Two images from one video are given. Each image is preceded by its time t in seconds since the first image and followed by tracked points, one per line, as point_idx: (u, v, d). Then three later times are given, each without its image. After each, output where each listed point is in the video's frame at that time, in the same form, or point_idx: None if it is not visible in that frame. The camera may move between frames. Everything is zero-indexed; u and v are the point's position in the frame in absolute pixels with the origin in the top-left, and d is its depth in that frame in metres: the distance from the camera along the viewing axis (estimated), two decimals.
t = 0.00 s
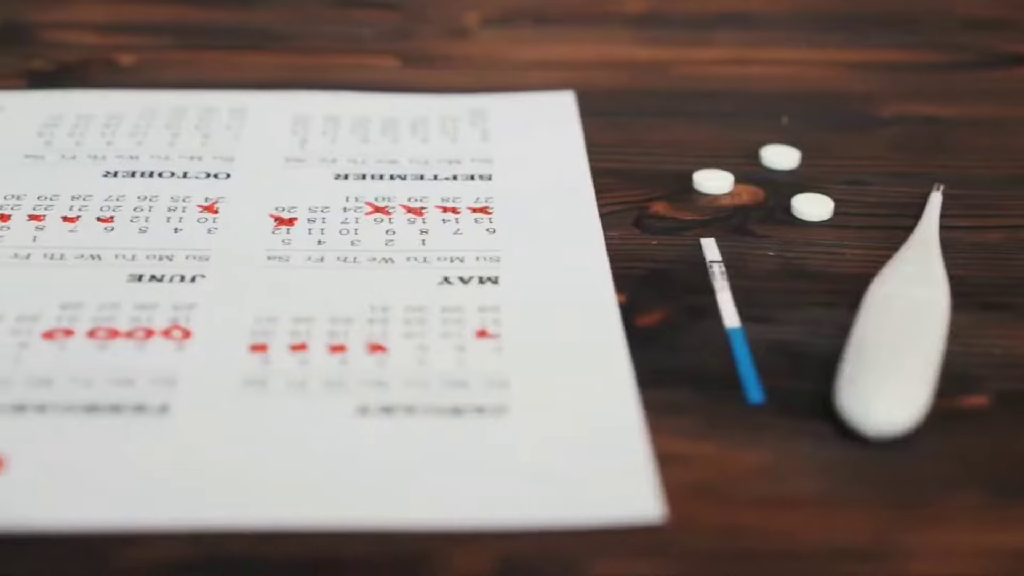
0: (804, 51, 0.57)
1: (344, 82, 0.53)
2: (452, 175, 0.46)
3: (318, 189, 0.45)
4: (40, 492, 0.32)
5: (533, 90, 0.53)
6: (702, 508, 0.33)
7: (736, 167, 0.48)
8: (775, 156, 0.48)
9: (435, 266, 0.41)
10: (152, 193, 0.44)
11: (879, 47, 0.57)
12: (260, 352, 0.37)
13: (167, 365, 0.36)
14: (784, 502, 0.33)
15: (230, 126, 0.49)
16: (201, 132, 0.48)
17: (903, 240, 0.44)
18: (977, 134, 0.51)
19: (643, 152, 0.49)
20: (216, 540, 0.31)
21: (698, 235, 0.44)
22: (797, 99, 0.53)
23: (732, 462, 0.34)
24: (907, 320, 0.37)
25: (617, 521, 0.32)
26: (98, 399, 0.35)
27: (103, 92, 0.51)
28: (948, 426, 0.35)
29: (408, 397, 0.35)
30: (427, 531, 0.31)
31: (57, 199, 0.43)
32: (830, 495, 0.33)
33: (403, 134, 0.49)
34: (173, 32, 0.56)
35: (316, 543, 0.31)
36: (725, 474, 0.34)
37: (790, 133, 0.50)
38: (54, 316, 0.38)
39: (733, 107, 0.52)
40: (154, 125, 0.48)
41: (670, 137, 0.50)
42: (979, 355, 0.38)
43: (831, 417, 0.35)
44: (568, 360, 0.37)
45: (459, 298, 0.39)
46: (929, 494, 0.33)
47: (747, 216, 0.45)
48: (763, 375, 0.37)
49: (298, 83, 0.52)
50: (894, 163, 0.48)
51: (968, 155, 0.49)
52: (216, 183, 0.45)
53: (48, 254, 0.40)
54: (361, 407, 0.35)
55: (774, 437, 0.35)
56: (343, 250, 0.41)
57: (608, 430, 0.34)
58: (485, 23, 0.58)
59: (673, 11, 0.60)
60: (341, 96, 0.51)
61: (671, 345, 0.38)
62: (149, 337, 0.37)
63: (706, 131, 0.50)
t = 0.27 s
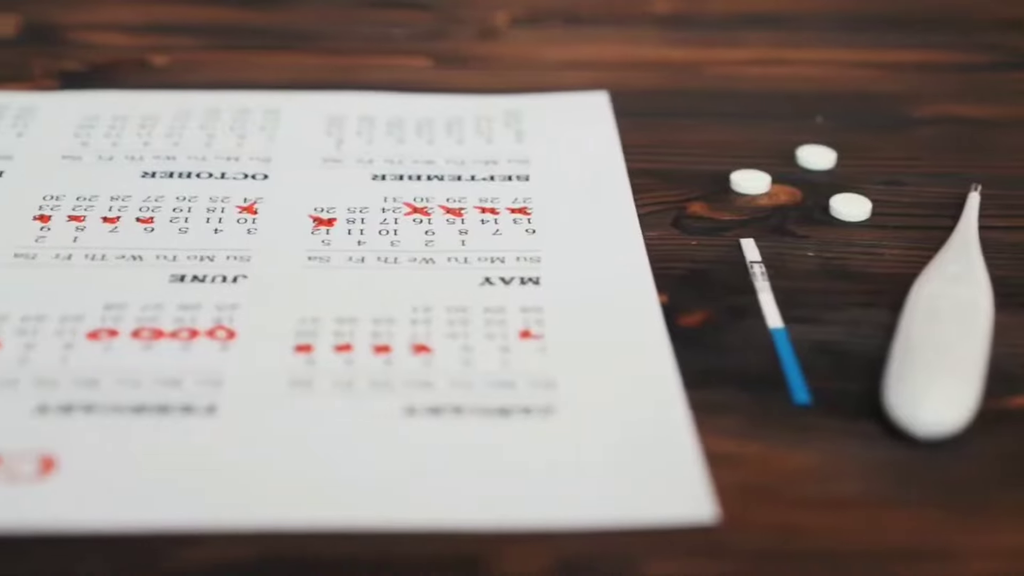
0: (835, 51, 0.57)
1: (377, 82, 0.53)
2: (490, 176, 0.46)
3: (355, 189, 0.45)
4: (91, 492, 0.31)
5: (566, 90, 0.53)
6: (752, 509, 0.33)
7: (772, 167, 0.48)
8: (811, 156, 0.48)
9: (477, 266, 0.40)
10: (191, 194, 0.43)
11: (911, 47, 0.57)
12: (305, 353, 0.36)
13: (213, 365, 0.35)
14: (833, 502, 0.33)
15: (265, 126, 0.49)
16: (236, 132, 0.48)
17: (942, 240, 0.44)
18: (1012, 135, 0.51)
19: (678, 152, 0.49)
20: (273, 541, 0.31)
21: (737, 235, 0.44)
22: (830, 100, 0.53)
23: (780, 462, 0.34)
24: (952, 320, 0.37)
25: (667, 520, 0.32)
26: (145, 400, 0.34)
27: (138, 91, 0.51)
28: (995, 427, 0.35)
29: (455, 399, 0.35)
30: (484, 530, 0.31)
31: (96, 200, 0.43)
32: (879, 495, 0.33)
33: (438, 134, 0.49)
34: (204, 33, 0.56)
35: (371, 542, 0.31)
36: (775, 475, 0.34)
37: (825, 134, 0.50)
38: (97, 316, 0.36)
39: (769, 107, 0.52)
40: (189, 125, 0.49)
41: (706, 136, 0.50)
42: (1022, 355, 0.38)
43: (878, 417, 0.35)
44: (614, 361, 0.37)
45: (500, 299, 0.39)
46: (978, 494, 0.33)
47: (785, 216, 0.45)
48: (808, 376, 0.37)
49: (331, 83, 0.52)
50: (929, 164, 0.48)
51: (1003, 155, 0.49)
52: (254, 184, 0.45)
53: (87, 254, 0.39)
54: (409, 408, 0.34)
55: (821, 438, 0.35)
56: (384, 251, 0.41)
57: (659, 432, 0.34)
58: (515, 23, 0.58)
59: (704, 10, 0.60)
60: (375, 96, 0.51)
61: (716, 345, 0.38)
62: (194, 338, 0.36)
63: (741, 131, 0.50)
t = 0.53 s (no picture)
0: (868, 51, 0.57)
1: (412, 83, 0.53)
2: (529, 176, 0.46)
3: (396, 188, 0.45)
4: (146, 492, 0.31)
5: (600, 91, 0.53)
6: (808, 509, 0.33)
7: (810, 167, 0.48)
8: (849, 157, 0.48)
9: (521, 267, 0.40)
10: (232, 195, 0.43)
11: (943, 47, 0.57)
12: (354, 353, 0.36)
13: (263, 365, 0.35)
14: (889, 504, 0.33)
15: (303, 127, 0.49)
16: (274, 132, 0.48)
17: (983, 240, 0.44)
18: None
19: (716, 151, 0.49)
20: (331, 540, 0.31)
21: (778, 236, 0.44)
22: (864, 100, 0.53)
23: (833, 464, 0.34)
24: (998, 321, 0.37)
25: (726, 521, 0.31)
26: (196, 400, 0.34)
27: (174, 93, 0.51)
28: None
29: (506, 399, 0.35)
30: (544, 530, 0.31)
31: (138, 201, 0.43)
32: (934, 496, 0.33)
33: (475, 135, 0.49)
34: (237, 34, 0.56)
35: (430, 542, 0.31)
36: (831, 475, 0.34)
37: (861, 134, 0.50)
38: (145, 317, 0.36)
39: (804, 107, 0.52)
40: (227, 126, 0.49)
41: (742, 136, 0.50)
42: None
43: (929, 418, 0.35)
44: (662, 361, 0.37)
45: (546, 299, 0.39)
46: None
47: (826, 216, 0.45)
48: (857, 376, 0.37)
49: (366, 85, 0.53)
50: (968, 164, 0.48)
51: None
52: (294, 184, 0.45)
53: (132, 256, 0.39)
54: (460, 408, 0.34)
55: (873, 439, 0.35)
56: (427, 252, 0.41)
57: (711, 433, 0.34)
58: (546, 23, 0.58)
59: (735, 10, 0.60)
60: (410, 97, 0.52)
61: (763, 346, 0.38)
62: (242, 338, 0.36)
63: (777, 131, 0.50)
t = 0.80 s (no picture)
0: (904, 51, 0.57)
1: (449, 83, 0.53)
2: (571, 177, 0.46)
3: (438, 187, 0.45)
4: (207, 491, 0.31)
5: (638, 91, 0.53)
6: (866, 510, 0.32)
7: (851, 167, 0.48)
8: (890, 157, 0.48)
9: (567, 268, 0.40)
10: (275, 197, 0.43)
11: (978, 47, 0.57)
12: (406, 354, 0.36)
13: (315, 365, 0.35)
14: (948, 505, 0.33)
15: (343, 128, 0.49)
16: (314, 133, 0.49)
17: None
18: None
19: (755, 151, 0.49)
20: (393, 540, 0.30)
21: (823, 236, 0.44)
22: (902, 101, 0.53)
23: (889, 465, 0.34)
24: None
25: (788, 523, 0.31)
26: (251, 400, 0.33)
27: (212, 93, 0.51)
28: None
29: (560, 399, 0.34)
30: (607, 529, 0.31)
31: (182, 202, 0.43)
32: (992, 497, 0.33)
33: (514, 135, 0.49)
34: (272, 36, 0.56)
35: (491, 541, 0.31)
36: (888, 477, 0.33)
37: (900, 135, 0.50)
38: (195, 317, 0.36)
39: (841, 108, 0.52)
40: (267, 127, 0.49)
41: (781, 136, 0.50)
42: None
43: (983, 419, 0.35)
44: (713, 361, 0.37)
45: (594, 300, 0.39)
46: None
47: (869, 216, 0.45)
48: (909, 376, 0.37)
49: (403, 86, 0.53)
50: (1008, 164, 0.48)
51: None
52: (337, 185, 0.45)
53: (179, 257, 0.39)
54: (514, 409, 0.34)
55: (928, 440, 0.35)
56: (473, 253, 0.41)
57: (766, 433, 0.34)
58: (580, 23, 0.58)
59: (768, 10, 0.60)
60: (449, 98, 0.52)
61: (813, 347, 0.38)
62: (293, 338, 0.36)
63: (816, 132, 0.50)
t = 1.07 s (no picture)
0: (939, 52, 0.57)
1: (486, 85, 0.53)
2: (613, 177, 0.46)
3: (481, 187, 0.45)
4: (271, 492, 0.31)
5: (674, 92, 0.53)
6: (926, 510, 0.32)
7: (891, 168, 0.48)
8: (932, 157, 0.48)
9: (615, 268, 0.40)
10: (320, 197, 0.43)
11: (1013, 46, 0.57)
12: (458, 354, 0.36)
13: (370, 365, 0.35)
14: (1007, 503, 0.33)
15: (383, 129, 0.49)
16: (355, 133, 0.49)
17: None
18: None
19: (796, 151, 0.49)
20: (456, 540, 0.30)
21: (868, 236, 0.44)
22: (939, 100, 0.53)
23: (946, 465, 0.34)
24: None
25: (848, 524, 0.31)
26: (308, 401, 0.33)
27: (251, 94, 0.51)
28: None
29: (616, 399, 0.34)
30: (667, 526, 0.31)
31: (227, 202, 0.43)
32: None
33: (555, 136, 0.50)
34: (307, 35, 0.56)
35: (554, 541, 0.31)
36: (945, 477, 0.33)
37: (939, 135, 0.50)
38: (247, 318, 0.36)
39: (879, 108, 0.52)
40: (307, 127, 0.49)
41: (822, 136, 0.50)
42: None
43: None
44: (766, 361, 0.37)
45: (644, 300, 0.39)
46: None
47: (913, 216, 0.45)
48: (962, 376, 0.37)
49: (440, 88, 0.53)
50: None
51: None
52: (380, 185, 0.45)
53: (227, 257, 0.39)
54: (570, 409, 0.34)
55: (984, 439, 0.35)
56: (520, 253, 0.41)
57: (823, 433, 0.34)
58: (615, 23, 0.58)
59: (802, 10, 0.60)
60: (487, 99, 0.52)
61: (864, 347, 0.38)
62: (345, 339, 0.36)
63: (856, 132, 0.50)
